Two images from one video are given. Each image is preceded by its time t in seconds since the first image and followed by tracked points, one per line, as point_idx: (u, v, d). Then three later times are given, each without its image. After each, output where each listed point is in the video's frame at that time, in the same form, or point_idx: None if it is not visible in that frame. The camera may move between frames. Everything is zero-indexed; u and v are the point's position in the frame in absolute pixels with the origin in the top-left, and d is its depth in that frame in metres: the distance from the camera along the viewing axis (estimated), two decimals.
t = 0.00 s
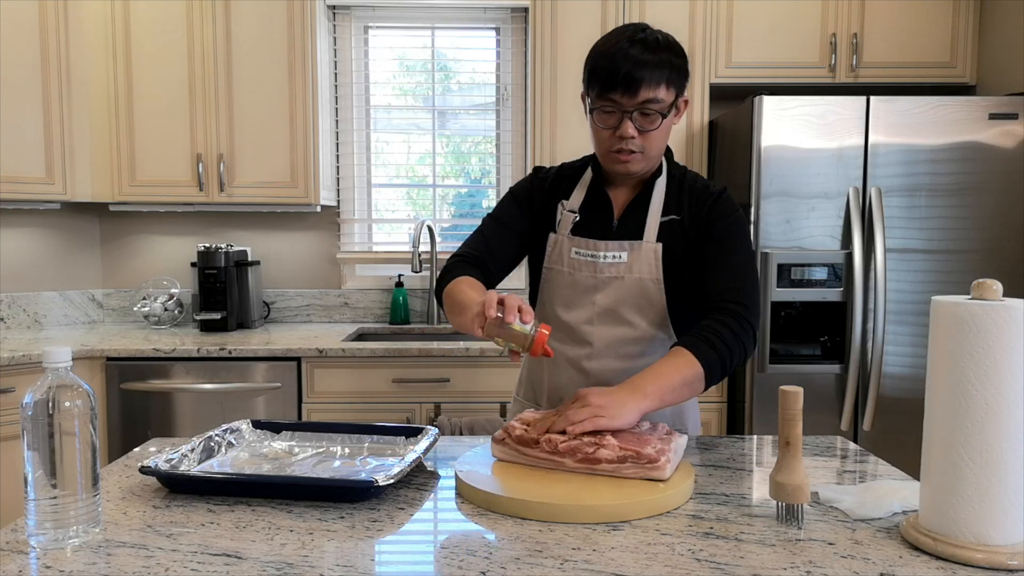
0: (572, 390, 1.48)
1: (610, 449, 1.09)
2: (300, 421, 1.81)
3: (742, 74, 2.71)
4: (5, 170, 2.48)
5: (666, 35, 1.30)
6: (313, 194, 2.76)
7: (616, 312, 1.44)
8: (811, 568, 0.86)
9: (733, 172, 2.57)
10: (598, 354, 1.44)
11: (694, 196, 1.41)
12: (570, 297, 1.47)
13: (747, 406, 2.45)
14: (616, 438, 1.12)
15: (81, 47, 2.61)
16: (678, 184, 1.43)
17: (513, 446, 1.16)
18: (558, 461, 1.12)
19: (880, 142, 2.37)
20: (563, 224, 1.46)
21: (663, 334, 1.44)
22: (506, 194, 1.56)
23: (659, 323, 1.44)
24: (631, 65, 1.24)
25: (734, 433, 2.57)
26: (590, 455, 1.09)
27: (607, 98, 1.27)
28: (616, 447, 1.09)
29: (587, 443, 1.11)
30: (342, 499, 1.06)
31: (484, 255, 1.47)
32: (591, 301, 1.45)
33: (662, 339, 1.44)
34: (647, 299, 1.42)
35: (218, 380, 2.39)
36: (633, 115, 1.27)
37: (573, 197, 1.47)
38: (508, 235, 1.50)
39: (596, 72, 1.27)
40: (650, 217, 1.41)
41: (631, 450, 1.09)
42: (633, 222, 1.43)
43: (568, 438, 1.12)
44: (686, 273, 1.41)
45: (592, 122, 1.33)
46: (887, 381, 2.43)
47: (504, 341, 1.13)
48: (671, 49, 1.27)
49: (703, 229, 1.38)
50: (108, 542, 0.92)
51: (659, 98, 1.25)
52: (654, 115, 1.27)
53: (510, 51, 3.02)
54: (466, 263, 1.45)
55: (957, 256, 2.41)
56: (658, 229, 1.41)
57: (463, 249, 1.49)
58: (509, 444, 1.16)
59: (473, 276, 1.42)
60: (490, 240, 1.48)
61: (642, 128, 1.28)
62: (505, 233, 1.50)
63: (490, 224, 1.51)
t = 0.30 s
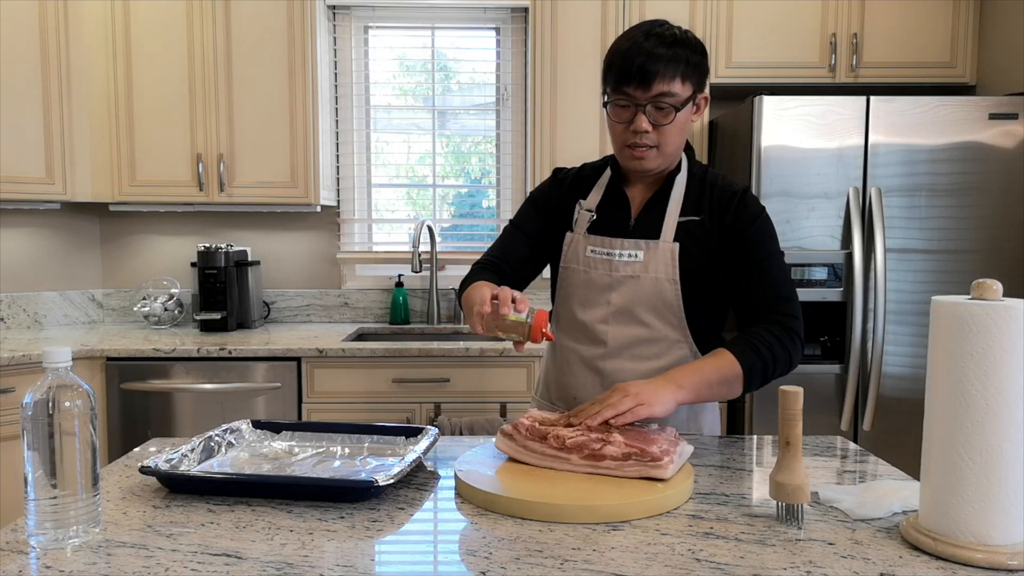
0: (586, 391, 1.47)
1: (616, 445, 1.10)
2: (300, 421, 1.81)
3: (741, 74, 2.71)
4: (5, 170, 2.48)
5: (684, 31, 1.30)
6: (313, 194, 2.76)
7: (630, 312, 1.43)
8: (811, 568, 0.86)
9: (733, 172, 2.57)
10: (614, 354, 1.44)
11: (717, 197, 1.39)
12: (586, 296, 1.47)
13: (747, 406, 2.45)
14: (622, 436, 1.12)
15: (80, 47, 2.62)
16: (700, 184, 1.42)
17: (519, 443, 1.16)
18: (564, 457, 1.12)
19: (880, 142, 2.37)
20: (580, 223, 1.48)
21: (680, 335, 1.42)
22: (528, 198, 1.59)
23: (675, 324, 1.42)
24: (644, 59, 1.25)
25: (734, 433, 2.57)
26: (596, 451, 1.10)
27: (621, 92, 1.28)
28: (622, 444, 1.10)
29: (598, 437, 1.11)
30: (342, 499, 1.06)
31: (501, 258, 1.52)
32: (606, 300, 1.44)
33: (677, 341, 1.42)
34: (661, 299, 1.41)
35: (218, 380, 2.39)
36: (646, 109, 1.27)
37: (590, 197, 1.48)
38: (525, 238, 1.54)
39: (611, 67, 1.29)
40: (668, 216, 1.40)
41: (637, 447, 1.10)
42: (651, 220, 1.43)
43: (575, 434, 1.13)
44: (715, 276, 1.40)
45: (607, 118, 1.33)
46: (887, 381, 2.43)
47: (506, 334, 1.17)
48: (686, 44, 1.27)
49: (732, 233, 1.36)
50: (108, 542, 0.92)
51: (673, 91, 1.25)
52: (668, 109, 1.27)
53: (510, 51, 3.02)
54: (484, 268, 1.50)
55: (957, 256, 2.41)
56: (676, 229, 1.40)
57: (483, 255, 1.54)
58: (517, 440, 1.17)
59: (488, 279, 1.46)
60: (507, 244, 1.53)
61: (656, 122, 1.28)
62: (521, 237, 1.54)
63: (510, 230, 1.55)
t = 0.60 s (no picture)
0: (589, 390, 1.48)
1: (604, 448, 1.09)
2: (300, 421, 1.80)
3: (741, 74, 2.71)
4: (4, 170, 2.48)
5: (686, 31, 1.30)
6: (313, 193, 2.76)
7: (633, 311, 1.43)
8: (810, 568, 0.86)
9: (733, 172, 2.57)
10: (617, 354, 1.44)
11: (720, 198, 1.38)
12: (589, 296, 1.48)
13: (747, 406, 2.45)
14: (609, 438, 1.12)
15: (80, 47, 2.62)
16: (704, 185, 1.41)
17: (506, 446, 1.16)
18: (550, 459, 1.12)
19: (880, 142, 2.37)
20: (585, 222, 1.48)
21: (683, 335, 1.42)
22: (535, 198, 1.60)
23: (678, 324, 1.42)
24: (647, 62, 1.25)
25: (734, 433, 2.57)
26: (584, 453, 1.09)
27: (625, 96, 1.28)
28: (610, 446, 1.10)
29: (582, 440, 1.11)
30: (342, 499, 1.06)
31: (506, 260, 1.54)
32: (609, 299, 1.45)
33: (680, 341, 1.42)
34: (664, 299, 1.41)
35: (218, 380, 2.39)
36: (650, 113, 1.27)
37: (596, 196, 1.49)
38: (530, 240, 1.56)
39: (615, 72, 1.29)
40: (671, 217, 1.39)
41: (625, 449, 1.09)
42: (656, 221, 1.42)
43: (562, 436, 1.12)
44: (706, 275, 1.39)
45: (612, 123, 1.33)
46: (887, 381, 2.43)
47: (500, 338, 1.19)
48: (689, 46, 1.27)
49: (723, 231, 1.36)
50: (108, 542, 0.92)
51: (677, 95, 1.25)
52: (672, 112, 1.27)
53: (510, 51, 3.02)
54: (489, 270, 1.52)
55: (957, 256, 2.41)
56: (680, 230, 1.39)
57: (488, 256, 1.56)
58: (503, 444, 1.16)
59: (491, 281, 1.48)
60: (512, 246, 1.55)
61: (659, 126, 1.28)
62: (525, 239, 1.55)
63: (515, 232, 1.57)
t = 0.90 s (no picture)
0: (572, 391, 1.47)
1: (598, 448, 1.08)
2: (300, 421, 1.80)
3: (741, 74, 2.71)
4: (5, 170, 2.48)
5: (664, 32, 1.30)
6: (313, 194, 2.76)
7: (616, 311, 1.43)
8: (810, 568, 0.86)
9: (733, 172, 2.57)
10: (598, 354, 1.44)
11: (700, 197, 1.40)
12: (571, 296, 1.47)
13: (747, 406, 2.45)
14: (605, 438, 1.11)
15: (80, 47, 2.62)
16: (683, 185, 1.42)
17: (507, 443, 1.17)
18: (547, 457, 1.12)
19: (880, 142, 2.37)
20: (565, 223, 1.47)
21: (664, 333, 1.42)
22: (512, 200, 1.59)
23: (660, 322, 1.42)
24: (625, 64, 1.25)
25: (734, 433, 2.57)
26: (578, 453, 1.09)
27: (603, 98, 1.28)
28: (604, 446, 1.08)
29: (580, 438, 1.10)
30: (342, 499, 1.06)
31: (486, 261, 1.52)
32: (591, 300, 1.44)
33: (663, 340, 1.42)
34: (646, 298, 1.41)
35: (218, 380, 2.39)
36: (629, 115, 1.27)
37: (576, 197, 1.48)
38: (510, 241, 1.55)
39: (593, 73, 1.28)
40: (652, 216, 1.40)
41: (619, 449, 1.08)
42: (636, 221, 1.42)
43: (559, 435, 1.12)
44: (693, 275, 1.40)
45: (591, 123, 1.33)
46: (887, 381, 2.43)
47: (499, 337, 1.17)
48: (667, 48, 1.27)
49: (709, 230, 1.37)
50: (108, 542, 0.92)
51: (655, 97, 1.25)
52: (650, 114, 1.26)
53: (510, 51, 3.02)
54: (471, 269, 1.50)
55: (957, 256, 2.41)
56: (660, 228, 1.40)
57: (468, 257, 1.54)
58: (504, 442, 1.17)
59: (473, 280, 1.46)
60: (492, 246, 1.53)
61: (638, 127, 1.27)
62: (504, 240, 1.54)
63: (494, 234, 1.56)
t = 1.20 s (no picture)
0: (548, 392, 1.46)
1: (597, 447, 1.09)
2: (299, 421, 1.80)
3: (742, 74, 2.71)
4: (4, 170, 2.48)
5: (628, 36, 1.29)
6: (313, 194, 2.76)
7: (593, 310, 1.43)
8: (810, 568, 0.86)
9: (733, 172, 2.57)
10: (574, 353, 1.43)
11: (665, 195, 1.43)
12: (545, 297, 1.46)
13: (747, 406, 2.45)
14: (606, 438, 1.11)
15: (80, 47, 2.62)
16: (649, 183, 1.44)
17: (509, 440, 1.17)
18: (548, 455, 1.12)
19: (880, 142, 2.37)
20: (535, 225, 1.46)
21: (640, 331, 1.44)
22: (477, 204, 1.57)
23: (635, 318, 1.44)
24: (595, 73, 1.24)
25: (734, 433, 2.57)
26: (578, 451, 1.09)
27: (573, 106, 1.28)
28: (603, 446, 1.09)
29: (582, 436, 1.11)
30: (342, 499, 1.06)
31: (454, 268, 1.49)
32: (566, 299, 1.45)
33: (640, 337, 1.43)
34: (622, 296, 1.43)
35: (218, 380, 2.39)
36: (600, 122, 1.28)
37: (544, 198, 1.47)
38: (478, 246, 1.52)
39: (561, 79, 1.27)
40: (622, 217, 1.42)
41: (618, 449, 1.08)
42: (606, 221, 1.44)
43: (560, 433, 1.12)
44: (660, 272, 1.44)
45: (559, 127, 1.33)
46: (887, 381, 2.43)
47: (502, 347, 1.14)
48: (633, 53, 1.27)
49: (678, 227, 1.41)
50: (108, 542, 0.92)
51: (625, 104, 1.26)
52: (620, 121, 1.28)
53: (510, 51, 3.02)
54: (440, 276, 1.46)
55: (957, 256, 2.41)
56: (632, 227, 1.42)
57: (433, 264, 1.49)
58: (507, 438, 1.18)
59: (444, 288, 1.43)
60: (458, 253, 1.50)
61: (608, 134, 1.29)
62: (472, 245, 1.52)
63: (460, 238, 1.52)
